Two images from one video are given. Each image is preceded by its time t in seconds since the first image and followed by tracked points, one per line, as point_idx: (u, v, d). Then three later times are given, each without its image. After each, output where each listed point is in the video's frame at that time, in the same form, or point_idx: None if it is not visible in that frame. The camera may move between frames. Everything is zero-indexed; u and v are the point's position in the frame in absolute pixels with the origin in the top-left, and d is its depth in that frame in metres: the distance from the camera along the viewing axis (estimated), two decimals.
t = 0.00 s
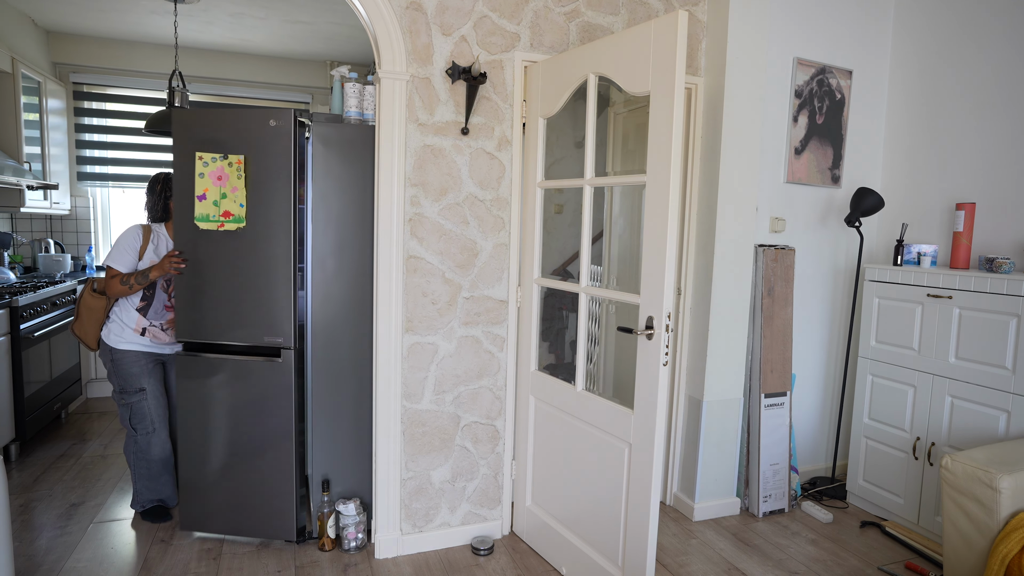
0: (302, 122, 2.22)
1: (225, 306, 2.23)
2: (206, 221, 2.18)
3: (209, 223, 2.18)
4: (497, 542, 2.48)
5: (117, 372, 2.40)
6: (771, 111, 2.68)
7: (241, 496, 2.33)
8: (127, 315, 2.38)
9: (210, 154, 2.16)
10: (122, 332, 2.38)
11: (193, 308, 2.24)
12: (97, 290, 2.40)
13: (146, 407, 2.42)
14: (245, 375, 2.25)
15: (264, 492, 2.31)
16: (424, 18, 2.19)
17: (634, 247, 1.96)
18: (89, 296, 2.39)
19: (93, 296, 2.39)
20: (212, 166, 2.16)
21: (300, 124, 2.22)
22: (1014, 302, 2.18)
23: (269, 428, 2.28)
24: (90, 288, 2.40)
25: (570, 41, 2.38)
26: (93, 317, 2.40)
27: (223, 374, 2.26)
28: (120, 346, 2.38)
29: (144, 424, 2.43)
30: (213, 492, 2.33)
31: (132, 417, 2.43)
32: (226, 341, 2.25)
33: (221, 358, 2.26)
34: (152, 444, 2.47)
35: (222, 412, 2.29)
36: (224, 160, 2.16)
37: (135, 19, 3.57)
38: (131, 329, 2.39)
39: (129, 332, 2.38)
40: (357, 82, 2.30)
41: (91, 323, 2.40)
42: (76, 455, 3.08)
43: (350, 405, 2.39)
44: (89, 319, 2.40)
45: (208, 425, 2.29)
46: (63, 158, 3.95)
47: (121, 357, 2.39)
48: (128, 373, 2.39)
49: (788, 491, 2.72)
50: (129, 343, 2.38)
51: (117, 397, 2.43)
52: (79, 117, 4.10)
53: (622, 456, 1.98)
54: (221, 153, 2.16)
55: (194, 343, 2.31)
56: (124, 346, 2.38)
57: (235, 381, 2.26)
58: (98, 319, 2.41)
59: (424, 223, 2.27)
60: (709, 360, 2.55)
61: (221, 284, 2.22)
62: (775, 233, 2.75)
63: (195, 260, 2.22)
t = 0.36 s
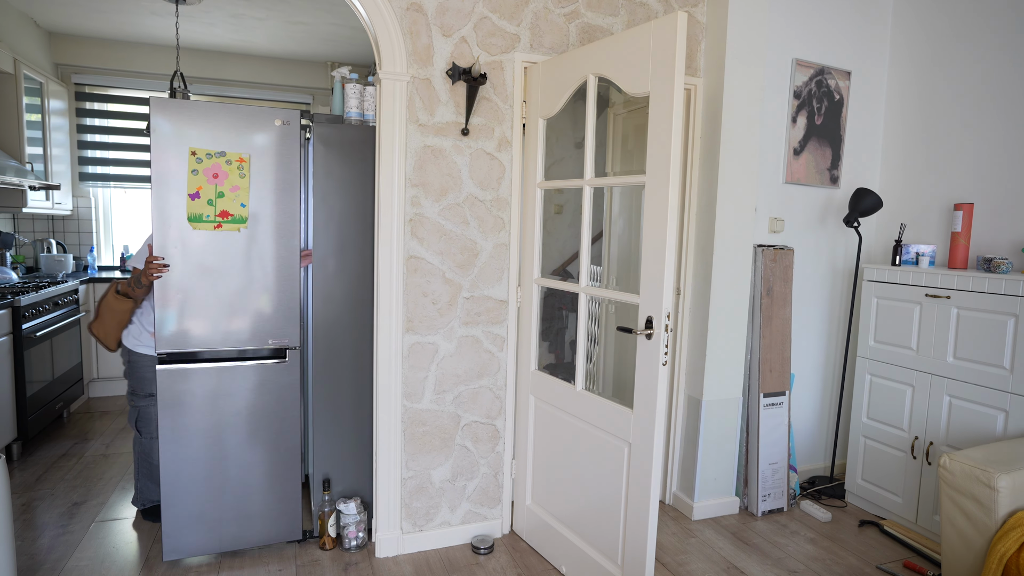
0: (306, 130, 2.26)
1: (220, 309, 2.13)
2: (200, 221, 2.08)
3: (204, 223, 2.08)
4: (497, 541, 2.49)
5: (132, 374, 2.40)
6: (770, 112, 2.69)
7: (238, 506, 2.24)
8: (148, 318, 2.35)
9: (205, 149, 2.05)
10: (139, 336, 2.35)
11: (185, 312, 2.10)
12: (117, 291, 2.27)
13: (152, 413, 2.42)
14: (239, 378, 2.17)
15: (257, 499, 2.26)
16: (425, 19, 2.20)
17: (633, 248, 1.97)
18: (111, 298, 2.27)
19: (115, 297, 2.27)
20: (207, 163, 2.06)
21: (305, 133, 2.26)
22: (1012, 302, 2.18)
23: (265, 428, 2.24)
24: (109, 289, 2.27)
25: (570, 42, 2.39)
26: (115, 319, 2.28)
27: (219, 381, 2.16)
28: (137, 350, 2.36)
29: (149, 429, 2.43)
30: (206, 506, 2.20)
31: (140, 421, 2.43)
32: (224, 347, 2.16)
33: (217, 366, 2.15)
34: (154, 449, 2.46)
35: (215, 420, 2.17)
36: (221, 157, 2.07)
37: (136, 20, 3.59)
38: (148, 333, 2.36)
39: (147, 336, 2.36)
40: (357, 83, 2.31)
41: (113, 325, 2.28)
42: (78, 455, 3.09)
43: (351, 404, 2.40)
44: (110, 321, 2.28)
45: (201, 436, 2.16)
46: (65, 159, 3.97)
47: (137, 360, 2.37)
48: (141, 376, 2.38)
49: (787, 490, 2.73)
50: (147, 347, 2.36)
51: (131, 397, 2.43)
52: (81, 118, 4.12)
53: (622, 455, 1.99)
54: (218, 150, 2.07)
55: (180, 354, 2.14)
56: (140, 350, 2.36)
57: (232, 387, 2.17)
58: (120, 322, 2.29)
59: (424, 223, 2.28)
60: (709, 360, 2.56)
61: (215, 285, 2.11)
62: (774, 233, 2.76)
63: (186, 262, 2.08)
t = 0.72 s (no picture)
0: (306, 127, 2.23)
1: (224, 311, 2.12)
2: (206, 221, 2.06)
3: (209, 223, 2.07)
4: (497, 540, 2.50)
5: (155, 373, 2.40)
6: (769, 112, 2.70)
7: (242, 508, 2.24)
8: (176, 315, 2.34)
9: (209, 148, 2.04)
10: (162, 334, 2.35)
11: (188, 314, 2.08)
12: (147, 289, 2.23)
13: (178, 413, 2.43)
14: (242, 378, 2.18)
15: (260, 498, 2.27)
16: (425, 20, 2.21)
17: (633, 248, 1.98)
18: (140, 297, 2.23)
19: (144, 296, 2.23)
20: (212, 163, 2.04)
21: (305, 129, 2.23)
22: (1010, 302, 2.19)
23: (268, 428, 2.25)
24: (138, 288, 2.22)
25: (570, 43, 2.40)
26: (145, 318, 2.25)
27: (223, 383, 2.15)
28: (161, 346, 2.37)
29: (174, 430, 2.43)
30: (208, 508, 2.19)
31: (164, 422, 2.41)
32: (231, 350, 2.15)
33: (223, 368, 2.15)
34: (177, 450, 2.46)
35: (217, 422, 2.16)
36: (226, 156, 2.06)
37: (137, 21, 3.59)
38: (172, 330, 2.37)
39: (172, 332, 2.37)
40: (358, 84, 2.31)
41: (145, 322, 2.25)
42: (79, 454, 3.10)
43: (352, 404, 2.41)
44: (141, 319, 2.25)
45: (203, 440, 2.15)
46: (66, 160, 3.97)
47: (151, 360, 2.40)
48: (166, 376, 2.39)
49: (785, 489, 2.74)
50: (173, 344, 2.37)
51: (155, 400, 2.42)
52: (82, 119, 4.13)
53: (621, 455, 2.00)
54: (224, 149, 2.05)
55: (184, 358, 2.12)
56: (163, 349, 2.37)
57: (236, 388, 2.17)
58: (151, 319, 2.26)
59: (425, 224, 2.29)
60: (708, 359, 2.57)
61: (217, 287, 2.11)
62: (773, 233, 2.77)
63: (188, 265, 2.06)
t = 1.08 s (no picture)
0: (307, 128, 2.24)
1: (223, 311, 2.13)
2: (207, 221, 2.07)
3: (210, 223, 2.08)
4: (497, 539, 2.51)
5: (149, 373, 2.43)
6: (768, 113, 2.71)
7: (243, 508, 2.25)
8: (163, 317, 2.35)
9: (211, 148, 2.05)
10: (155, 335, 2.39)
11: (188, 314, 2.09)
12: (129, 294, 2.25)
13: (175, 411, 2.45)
14: (243, 378, 2.19)
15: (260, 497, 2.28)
16: (426, 21, 2.22)
17: (632, 249, 2.00)
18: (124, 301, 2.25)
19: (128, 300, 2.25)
20: (213, 163, 2.05)
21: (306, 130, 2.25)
22: (1009, 302, 2.20)
23: (269, 428, 2.26)
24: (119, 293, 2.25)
25: (569, 44, 2.41)
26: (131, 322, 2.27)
27: (222, 383, 2.16)
28: (153, 348, 2.40)
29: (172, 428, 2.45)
30: (211, 509, 2.20)
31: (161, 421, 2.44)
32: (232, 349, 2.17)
33: (223, 368, 2.16)
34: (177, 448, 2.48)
35: (217, 422, 2.17)
36: (228, 157, 2.07)
37: (139, 22, 3.61)
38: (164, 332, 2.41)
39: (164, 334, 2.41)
40: (359, 84, 2.32)
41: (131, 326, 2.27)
42: (81, 454, 3.11)
43: (353, 403, 2.42)
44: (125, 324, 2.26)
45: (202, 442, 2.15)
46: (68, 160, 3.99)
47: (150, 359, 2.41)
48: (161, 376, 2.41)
49: (784, 488, 2.75)
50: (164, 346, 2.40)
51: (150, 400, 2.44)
52: (84, 119, 4.14)
53: (621, 454, 2.01)
54: (225, 150, 2.06)
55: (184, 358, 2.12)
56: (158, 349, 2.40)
57: (236, 388, 2.18)
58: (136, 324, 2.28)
59: (425, 224, 2.30)
60: (707, 359, 2.58)
61: (214, 288, 2.11)
62: (772, 234, 2.78)
63: (187, 265, 2.07)
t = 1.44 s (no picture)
0: (308, 129, 2.26)
1: (221, 308, 2.22)
2: (203, 221, 2.16)
3: (207, 223, 2.16)
4: (497, 537, 2.52)
5: (141, 371, 2.43)
6: (767, 114, 2.72)
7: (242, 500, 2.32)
8: (157, 316, 2.43)
9: (208, 152, 2.14)
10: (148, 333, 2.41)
11: (191, 311, 2.20)
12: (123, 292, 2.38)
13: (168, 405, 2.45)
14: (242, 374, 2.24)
15: (262, 492, 2.33)
16: (426, 22, 2.23)
17: (631, 249, 2.01)
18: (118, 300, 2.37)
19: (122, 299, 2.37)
20: (210, 166, 2.14)
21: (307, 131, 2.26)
22: (1007, 302, 2.21)
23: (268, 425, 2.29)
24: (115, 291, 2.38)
25: (569, 45, 2.42)
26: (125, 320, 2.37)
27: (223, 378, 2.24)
28: (146, 346, 2.40)
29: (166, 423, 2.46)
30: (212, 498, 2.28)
31: (154, 416, 2.45)
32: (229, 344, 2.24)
33: (221, 362, 2.24)
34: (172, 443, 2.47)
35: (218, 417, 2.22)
36: (223, 159, 2.15)
37: (141, 23, 3.62)
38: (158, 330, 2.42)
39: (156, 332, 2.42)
40: (359, 85, 2.33)
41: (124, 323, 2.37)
42: (82, 453, 3.12)
43: (353, 403, 2.43)
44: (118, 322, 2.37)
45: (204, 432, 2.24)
46: (70, 160, 4.00)
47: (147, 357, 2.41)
48: (154, 372, 2.42)
49: (783, 487, 2.76)
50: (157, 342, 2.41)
51: (141, 397, 2.45)
52: (86, 120, 4.15)
53: (621, 454, 2.02)
54: (221, 153, 2.15)
55: (184, 349, 2.24)
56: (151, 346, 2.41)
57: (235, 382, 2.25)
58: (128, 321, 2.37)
59: (425, 224, 2.31)
60: (706, 359, 2.59)
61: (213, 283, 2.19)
62: (771, 234, 2.79)
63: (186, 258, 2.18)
